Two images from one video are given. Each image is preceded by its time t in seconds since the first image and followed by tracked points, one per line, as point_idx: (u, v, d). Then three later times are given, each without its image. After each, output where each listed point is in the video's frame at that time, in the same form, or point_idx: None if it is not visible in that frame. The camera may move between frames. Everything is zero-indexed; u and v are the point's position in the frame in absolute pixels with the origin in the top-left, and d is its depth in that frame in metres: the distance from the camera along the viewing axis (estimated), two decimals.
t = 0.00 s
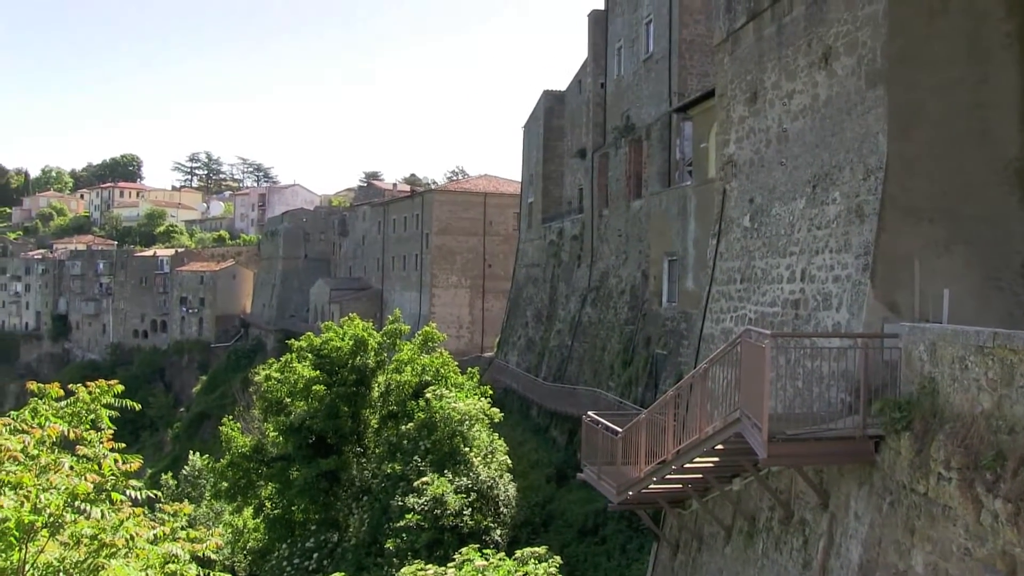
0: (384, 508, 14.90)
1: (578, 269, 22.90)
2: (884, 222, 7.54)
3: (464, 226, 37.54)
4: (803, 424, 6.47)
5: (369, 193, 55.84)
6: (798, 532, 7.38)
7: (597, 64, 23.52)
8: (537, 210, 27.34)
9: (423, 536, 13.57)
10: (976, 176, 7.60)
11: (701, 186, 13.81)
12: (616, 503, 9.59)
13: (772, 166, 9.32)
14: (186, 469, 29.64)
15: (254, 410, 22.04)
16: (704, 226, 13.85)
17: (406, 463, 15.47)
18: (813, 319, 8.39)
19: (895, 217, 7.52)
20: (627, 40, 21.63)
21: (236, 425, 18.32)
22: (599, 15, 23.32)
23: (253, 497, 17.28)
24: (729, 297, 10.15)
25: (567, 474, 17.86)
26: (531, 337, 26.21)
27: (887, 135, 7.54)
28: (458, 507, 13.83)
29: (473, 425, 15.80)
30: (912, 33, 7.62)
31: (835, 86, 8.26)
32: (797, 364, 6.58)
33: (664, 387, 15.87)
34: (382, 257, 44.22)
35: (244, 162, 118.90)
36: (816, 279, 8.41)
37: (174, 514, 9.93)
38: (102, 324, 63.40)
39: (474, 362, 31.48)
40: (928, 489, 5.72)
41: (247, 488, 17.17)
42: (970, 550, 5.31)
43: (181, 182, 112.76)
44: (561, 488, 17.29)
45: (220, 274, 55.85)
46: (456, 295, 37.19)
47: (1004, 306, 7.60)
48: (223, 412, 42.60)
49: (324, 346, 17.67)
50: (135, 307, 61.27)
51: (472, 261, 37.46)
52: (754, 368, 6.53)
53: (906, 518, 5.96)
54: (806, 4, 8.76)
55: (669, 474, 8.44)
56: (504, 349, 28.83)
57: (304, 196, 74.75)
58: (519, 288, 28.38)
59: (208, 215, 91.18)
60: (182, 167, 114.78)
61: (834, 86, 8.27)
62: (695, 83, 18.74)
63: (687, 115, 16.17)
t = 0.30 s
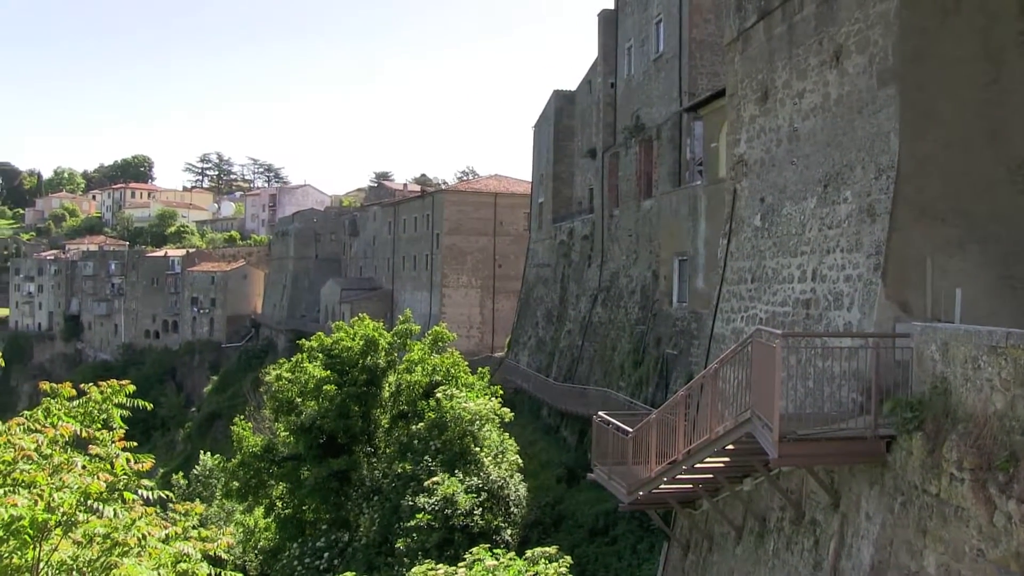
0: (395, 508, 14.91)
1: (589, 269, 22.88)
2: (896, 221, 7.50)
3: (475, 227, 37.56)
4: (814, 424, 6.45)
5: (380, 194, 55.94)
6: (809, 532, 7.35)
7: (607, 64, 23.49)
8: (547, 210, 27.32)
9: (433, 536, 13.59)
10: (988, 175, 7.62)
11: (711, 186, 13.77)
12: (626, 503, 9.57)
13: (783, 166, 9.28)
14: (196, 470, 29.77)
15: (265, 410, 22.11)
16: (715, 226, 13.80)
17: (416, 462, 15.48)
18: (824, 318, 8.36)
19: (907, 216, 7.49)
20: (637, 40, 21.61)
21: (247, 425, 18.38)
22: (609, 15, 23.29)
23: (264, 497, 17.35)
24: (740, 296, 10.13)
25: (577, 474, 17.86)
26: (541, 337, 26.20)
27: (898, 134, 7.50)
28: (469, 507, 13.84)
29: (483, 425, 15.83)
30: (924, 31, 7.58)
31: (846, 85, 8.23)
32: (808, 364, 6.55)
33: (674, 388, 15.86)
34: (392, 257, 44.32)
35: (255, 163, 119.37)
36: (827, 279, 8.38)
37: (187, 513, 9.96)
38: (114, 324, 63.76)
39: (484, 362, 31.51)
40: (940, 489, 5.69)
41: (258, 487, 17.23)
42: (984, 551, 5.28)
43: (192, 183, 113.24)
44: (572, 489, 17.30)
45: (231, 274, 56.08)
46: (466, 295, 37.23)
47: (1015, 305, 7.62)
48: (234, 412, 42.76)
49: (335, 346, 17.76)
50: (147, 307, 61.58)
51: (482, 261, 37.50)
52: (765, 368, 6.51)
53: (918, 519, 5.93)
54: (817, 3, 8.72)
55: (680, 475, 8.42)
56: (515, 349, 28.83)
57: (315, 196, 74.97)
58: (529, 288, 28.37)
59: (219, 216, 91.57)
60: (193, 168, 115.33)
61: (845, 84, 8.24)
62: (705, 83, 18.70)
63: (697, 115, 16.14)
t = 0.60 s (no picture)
0: (401, 507, 14.91)
1: (596, 268, 22.85)
2: (904, 219, 7.47)
3: (482, 226, 37.56)
4: (821, 424, 6.43)
5: (387, 193, 56.00)
6: (817, 532, 7.33)
7: (614, 63, 23.47)
8: (554, 209, 27.32)
9: (440, 535, 13.62)
10: (996, 173, 7.60)
11: (718, 185, 13.73)
12: (633, 503, 9.56)
13: (790, 165, 9.25)
14: (204, 468, 29.86)
15: (272, 409, 22.16)
16: (722, 225, 13.77)
17: (423, 462, 15.48)
18: (832, 318, 8.34)
19: (915, 215, 7.47)
20: (644, 39, 21.58)
21: (254, 424, 18.43)
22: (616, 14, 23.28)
23: (271, 496, 17.38)
24: (747, 296, 10.10)
25: (584, 473, 17.85)
26: (548, 337, 26.20)
27: (906, 133, 7.48)
28: (475, 506, 13.84)
29: (490, 424, 15.84)
30: (932, 29, 7.56)
31: (853, 84, 8.20)
32: (815, 364, 6.54)
33: (681, 387, 15.84)
34: (399, 256, 44.33)
35: (262, 162, 119.69)
36: (834, 278, 8.36)
37: (195, 512, 9.99)
38: (122, 323, 64.01)
39: (491, 362, 31.52)
40: (949, 490, 5.67)
41: (265, 486, 17.27)
42: (993, 552, 5.27)
43: (200, 183, 113.52)
44: (579, 488, 17.29)
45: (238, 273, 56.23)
46: (473, 294, 37.26)
47: None
48: (241, 411, 42.88)
49: (342, 345, 17.81)
50: (155, 306, 61.77)
51: (489, 261, 37.52)
52: (772, 368, 6.50)
53: (926, 520, 5.92)
54: (824, 1, 8.69)
55: (686, 475, 8.41)
56: (521, 349, 28.84)
57: (322, 196, 75.14)
58: (536, 287, 28.36)
59: (227, 215, 91.82)
60: (200, 167, 115.67)
61: (852, 83, 8.21)
62: (712, 82, 18.66)
63: (704, 114, 16.11)
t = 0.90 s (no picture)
0: (411, 509, 14.90)
1: (605, 269, 22.81)
2: (916, 219, 7.41)
3: (491, 227, 37.57)
4: (833, 426, 6.39)
5: (396, 195, 56.08)
6: (829, 535, 7.28)
7: (623, 64, 23.43)
8: (563, 210, 27.29)
9: (450, 537, 13.62)
10: (1009, 173, 7.55)
11: (728, 185, 13.69)
12: (644, 505, 9.53)
13: (800, 165, 9.21)
14: (215, 469, 29.99)
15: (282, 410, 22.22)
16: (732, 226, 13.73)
17: (433, 463, 15.46)
18: (843, 318, 8.30)
19: (927, 215, 7.41)
20: (652, 40, 21.54)
21: (265, 425, 18.48)
22: (624, 15, 23.24)
23: (282, 497, 17.42)
24: (757, 297, 10.05)
25: (594, 474, 17.81)
26: (558, 338, 26.19)
27: (918, 132, 7.43)
28: (485, 508, 13.81)
29: (500, 425, 15.84)
30: (943, 28, 7.51)
31: (863, 83, 8.15)
32: (827, 365, 6.50)
33: (692, 389, 15.79)
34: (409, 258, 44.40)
35: (271, 164, 120.12)
36: (845, 278, 8.31)
37: (206, 513, 10.02)
38: (134, 325, 64.34)
39: (501, 363, 31.53)
40: (963, 492, 5.63)
41: (275, 487, 17.30)
42: (1009, 555, 5.22)
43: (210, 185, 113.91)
44: (589, 489, 17.26)
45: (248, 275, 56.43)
46: (483, 295, 37.28)
47: None
48: (252, 412, 43.03)
49: (352, 347, 17.83)
50: (166, 308, 62.07)
51: (498, 262, 37.54)
52: (784, 369, 6.46)
53: (941, 523, 5.87)
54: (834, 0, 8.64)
55: (697, 476, 8.37)
56: (531, 349, 28.84)
57: (331, 198, 75.38)
58: (546, 288, 28.34)
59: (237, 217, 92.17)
60: (210, 170, 116.18)
61: (862, 83, 8.16)
62: (722, 82, 18.60)
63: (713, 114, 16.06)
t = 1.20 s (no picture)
0: (426, 513, 14.90)
1: (620, 273, 22.75)
2: (935, 223, 7.35)
3: (506, 231, 37.58)
4: (851, 431, 6.32)
5: (411, 199, 56.21)
6: (847, 542, 7.21)
7: (637, 68, 23.37)
8: (578, 214, 27.25)
9: (465, 542, 13.58)
10: None
11: (744, 188, 13.61)
12: (660, 509, 9.48)
13: (816, 168, 9.14)
14: (231, 472, 30.14)
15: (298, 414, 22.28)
16: (748, 229, 13.65)
17: (448, 468, 15.44)
18: (861, 323, 8.22)
19: (946, 218, 7.35)
20: (667, 43, 21.49)
21: (280, 428, 18.54)
22: (639, 18, 23.21)
23: (297, 501, 17.46)
24: (774, 301, 9.97)
25: (610, 479, 17.75)
26: (573, 342, 26.13)
27: (937, 135, 7.36)
28: (500, 513, 13.77)
29: (515, 430, 15.82)
30: (962, 30, 7.45)
31: (880, 85, 8.08)
32: (844, 370, 6.43)
33: (708, 394, 15.71)
34: (424, 262, 44.47)
35: (287, 170, 120.79)
36: (862, 282, 8.24)
37: (222, 516, 10.04)
38: (151, 329, 64.82)
39: (516, 367, 31.52)
40: (986, 500, 5.56)
41: (291, 492, 17.31)
42: None
43: (226, 190, 114.64)
44: (604, 494, 17.20)
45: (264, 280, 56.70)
46: (498, 299, 37.29)
47: None
48: (268, 416, 43.22)
49: (367, 351, 17.90)
50: (183, 313, 62.49)
51: (513, 266, 37.54)
52: (801, 373, 6.40)
53: (963, 531, 5.80)
54: (851, 2, 8.57)
55: (713, 482, 8.31)
56: (547, 353, 28.80)
57: (347, 202, 75.71)
58: (561, 292, 28.30)
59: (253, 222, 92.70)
60: (226, 175, 116.89)
61: (879, 85, 8.09)
62: (737, 85, 18.51)
63: (728, 117, 15.99)
